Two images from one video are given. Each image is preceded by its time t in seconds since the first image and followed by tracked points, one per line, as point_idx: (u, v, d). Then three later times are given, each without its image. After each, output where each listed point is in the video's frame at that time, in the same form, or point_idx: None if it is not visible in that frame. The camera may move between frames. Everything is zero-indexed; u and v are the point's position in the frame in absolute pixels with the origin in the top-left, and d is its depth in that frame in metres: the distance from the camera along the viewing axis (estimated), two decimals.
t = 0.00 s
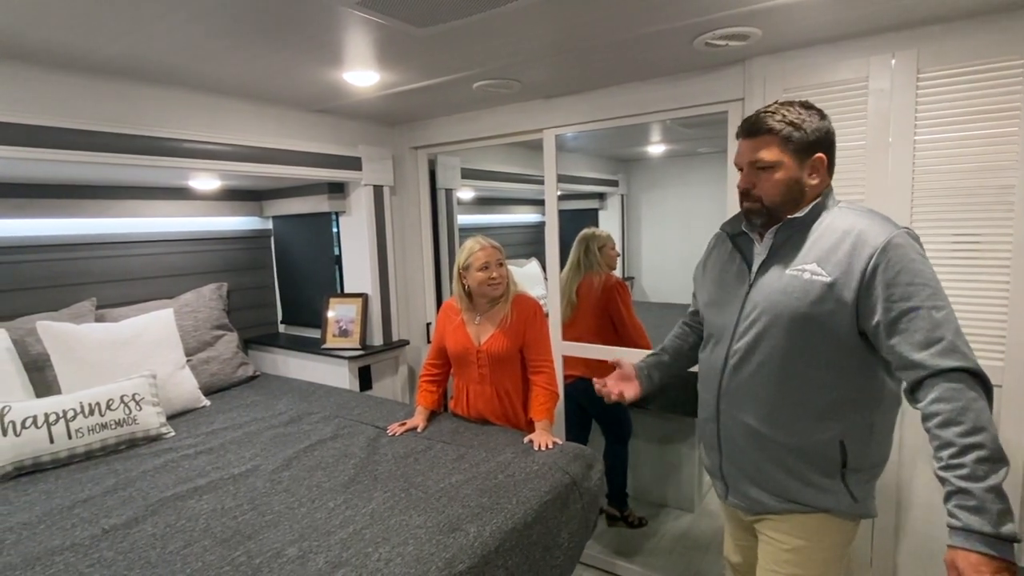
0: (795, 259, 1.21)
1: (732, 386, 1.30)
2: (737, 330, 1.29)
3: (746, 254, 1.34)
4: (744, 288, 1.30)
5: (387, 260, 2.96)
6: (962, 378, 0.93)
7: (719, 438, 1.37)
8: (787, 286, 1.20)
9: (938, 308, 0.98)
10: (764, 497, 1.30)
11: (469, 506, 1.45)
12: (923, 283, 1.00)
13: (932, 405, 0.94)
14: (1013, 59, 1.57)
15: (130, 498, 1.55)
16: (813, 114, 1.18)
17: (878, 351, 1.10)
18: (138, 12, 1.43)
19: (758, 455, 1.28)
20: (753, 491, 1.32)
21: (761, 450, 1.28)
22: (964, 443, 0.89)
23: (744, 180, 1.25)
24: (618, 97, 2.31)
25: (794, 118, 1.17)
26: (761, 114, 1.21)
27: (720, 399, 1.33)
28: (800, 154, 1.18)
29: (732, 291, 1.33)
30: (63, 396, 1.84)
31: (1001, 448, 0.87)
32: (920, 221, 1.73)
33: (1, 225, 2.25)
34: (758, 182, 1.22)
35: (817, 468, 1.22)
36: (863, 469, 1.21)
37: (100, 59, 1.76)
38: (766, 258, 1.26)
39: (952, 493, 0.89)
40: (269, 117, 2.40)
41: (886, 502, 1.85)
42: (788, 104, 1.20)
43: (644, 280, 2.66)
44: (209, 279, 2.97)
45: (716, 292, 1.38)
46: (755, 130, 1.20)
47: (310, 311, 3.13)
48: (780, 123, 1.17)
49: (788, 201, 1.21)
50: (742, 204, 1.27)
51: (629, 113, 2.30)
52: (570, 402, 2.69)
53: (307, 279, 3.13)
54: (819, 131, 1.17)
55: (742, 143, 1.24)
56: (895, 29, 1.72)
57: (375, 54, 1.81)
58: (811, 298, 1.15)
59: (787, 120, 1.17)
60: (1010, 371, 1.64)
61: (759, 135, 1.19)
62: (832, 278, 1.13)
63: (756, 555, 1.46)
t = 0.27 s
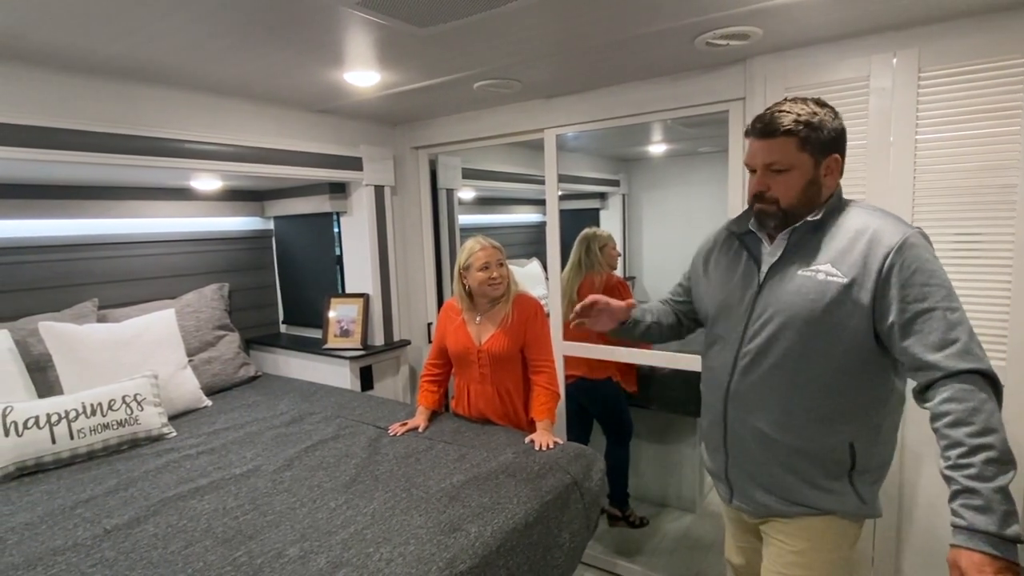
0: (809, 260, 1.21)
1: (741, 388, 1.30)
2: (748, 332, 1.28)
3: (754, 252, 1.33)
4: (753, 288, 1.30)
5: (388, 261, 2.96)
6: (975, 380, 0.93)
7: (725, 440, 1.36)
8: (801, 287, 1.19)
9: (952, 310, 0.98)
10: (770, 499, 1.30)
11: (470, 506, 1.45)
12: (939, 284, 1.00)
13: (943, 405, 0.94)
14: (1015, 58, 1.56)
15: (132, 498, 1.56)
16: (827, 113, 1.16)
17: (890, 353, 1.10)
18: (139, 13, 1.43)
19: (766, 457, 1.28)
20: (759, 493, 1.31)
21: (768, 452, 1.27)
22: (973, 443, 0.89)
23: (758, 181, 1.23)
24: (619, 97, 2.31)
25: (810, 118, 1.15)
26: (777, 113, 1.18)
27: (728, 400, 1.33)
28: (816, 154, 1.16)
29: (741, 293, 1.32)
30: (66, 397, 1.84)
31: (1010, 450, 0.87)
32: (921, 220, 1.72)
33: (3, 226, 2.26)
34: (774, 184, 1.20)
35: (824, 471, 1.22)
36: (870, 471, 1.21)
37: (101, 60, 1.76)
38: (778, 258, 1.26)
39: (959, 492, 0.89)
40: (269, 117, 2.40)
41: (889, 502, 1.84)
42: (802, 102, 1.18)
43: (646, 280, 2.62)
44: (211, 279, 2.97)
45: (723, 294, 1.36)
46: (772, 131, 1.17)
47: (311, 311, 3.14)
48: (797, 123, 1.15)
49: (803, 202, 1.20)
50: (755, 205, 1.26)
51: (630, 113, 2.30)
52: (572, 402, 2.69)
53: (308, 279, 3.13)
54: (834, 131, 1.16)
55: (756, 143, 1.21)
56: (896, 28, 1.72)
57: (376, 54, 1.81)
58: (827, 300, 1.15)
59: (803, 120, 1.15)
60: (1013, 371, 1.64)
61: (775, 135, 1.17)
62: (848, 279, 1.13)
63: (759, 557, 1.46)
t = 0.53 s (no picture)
0: (812, 258, 1.20)
1: (742, 387, 1.29)
2: (750, 330, 1.27)
3: (755, 251, 1.31)
4: (756, 287, 1.28)
5: (389, 260, 2.96)
6: (977, 379, 0.92)
7: (726, 440, 1.36)
8: (804, 286, 1.19)
9: (955, 308, 0.98)
10: (771, 499, 1.30)
11: (471, 506, 1.46)
12: (942, 282, 1.00)
13: (944, 403, 0.94)
14: (1016, 56, 1.56)
15: (133, 498, 1.56)
16: (833, 115, 1.16)
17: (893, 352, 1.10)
18: (140, 14, 1.43)
19: (767, 457, 1.28)
20: (760, 493, 1.31)
21: (770, 452, 1.27)
22: (978, 442, 0.89)
23: (758, 178, 1.24)
24: (619, 97, 2.31)
25: (815, 118, 1.15)
26: (781, 111, 1.18)
27: (729, 400, 1.33)
28: (818, 155, 1.17)
29: (743, 291, 1.31)
30: (67, 397, 1.85)
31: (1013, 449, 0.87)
32: (923, 219, 1.72)
33: (4, 226, 2.26)
34: (772, 181, 1.21)
35: (825, 470, 1.21)
36: (871, 471, 1.22)
37: (102, 61, 1.77)
38: (781, 258, 1.24)
39: (965, 491, 0.88)
40: (270, 117, 2.41)
41: (891, 501, 1.84)
42: (809, 101, 1.18)
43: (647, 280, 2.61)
44: (212, 279, 2.97)
45: (725, 293, 1.35)
46: (775, 129, 1.18)
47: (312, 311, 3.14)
48: (801, 122, 1.15)
49: (801, 202, 1.20)
50: (753, 201, 1.26)
51: (631, 113, 2.30)
52: (573, 401, 2.69)
53: (309, 279, 3.13)
54: (838, 132, 1.16)
55: (759, 140, 1.22)
56: (897, 27, 1.72)
57: (376, 54, 1.81)
58: (830, 298, 1.15)
59: (807, 119, 1.15)
60: (1015, 371, 1.63)
61: (778, 133, 1.17)
62: (852, 276, 1.13)
63: (760, 557, 1.46)
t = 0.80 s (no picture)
0: (810, 258, 1.20)
1: (741, 386, 1.29)
2: (749, 329, 1.28)
3: (755, 250, 1.33)
4: (755, 286, 1.29)
5: (389, 260, 2.96)
6: (982, 382, 0.93)
7: (725, 440, 1.36)
8: (802, 286, 1.18)
9: (959, 310, 0.97)
10: (770, 499, 1.29)
11: (472, 506, 1.45)
12: (945, 284, 1.00)
13: (949, 405, 0.94)
14: (1019, 55, 1.55)
15: (134, 498, 1.56)
16: (840, 110, 1.16)
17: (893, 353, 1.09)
18: (141, 14, 1.43)
19: (766, 457, 1.28)
20: (759, 493, 1.31)
21: (769, 452, 1.27)
22: (982, 443, 0.88)
23: (759, 168, 1.24)
24: (620, 96, 2.31)
25: (820, 112, 1.15)
26: (787, 104, 1.18)
27: (728, 399, 1.33)
28: (821, 150, 1.16)
29: (743, 288, 1.32)
30: (68, 397, 1.85)
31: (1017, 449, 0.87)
32: (925, 218, 1.71)
33: (6, 226, 2.27)
34: (773, 173, 1.21)
35: (825, 470, 1.21)
36: (871, 471, 1.21)
37: (102, 61, 1.77)
38: (778, 256, 1.26)
39: (966, 491, 0.88)
40: (270, 117, 2.41)
41: (892, 501, 1.83)
42: (817, 96, 1.18)
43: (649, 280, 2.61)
44: (213, 279, 2.98)
45: (725, 290, 1.37)
46: (779, 120, 1.18)
47: (313, 311, 3.14)
48: (805, 116, 1.15)
49: (800, 196, 1.20)
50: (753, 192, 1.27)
51: (632, 112, 2.29)
52: (573, 401, 2.68)
53: (310, 279, 3.13)
54: (842, 129, 1.15)
55: (764, 131, 1.22)
56: (899, 25, 1.71)
57: (376, 54, 1.81)
58: (828, 298, 1.14)
59: (812, 113, 1.15)
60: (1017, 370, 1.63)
61: (782, 125, 1.17)
62: (849, 277, 1.12)
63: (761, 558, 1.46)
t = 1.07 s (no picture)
0: (800, 255, 1.20)
1: (735, 384, 1.29)
2: (742, 326, 1.28)
3: (753, 250, 1.33)
4: (749, 284, 1.30)
5: (390, 260, 2.96)
6: (971, 378, 0.92)
7: (722, 437, 1.36)
8: (792, 283, 1.19)
9: (946, 306, 0.97)
10: (767, 497, 1.29)
11: (472, 505, 1.45)
12: (932, 281, 0.99)
13: (939, 403, 0.94)
14: (1019, 54, 1.55)
15: (135, 498, 1.56)
16: (831, 111, 1.17)
17: (885, 350, 1.09)
18: (141, 13, 1.44)
19: (761, 455, 1.28)
20: (756, 491, 1.31)
21: (765, 450, 1.27)
22: (975, 442, 0.88)
23: (754, 169, 1.26)
24: (621, 96, 2.31)
25: (810, 113, 1.16)
26: (779, 106, 1.20)
27: (724, 397, 1.33)
28: (812, 150, 1.17)
29: (739, 286, 1.33)
30: (69, 397, 1.85)
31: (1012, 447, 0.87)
32: (927, 218, 1.71)
33: (7, 226, 2.27)
34: (765, 173, 1.23)
35: (821, 468, 1.21)
36: (867, 470, 1.21)
37: (103, 61, 1.77)
38: (772, 254, 1.26)
39: (965, 491, 0.88)
40: (271, 117, 2.41)
41: (893, 501, 1.83)
42: (808, 98, 1.19)
43: (649, 279, 2.64)
44: (213, 279, 2.98)
45: (723, 289, 1.38)
46: (771, 121, 1.20)
47: (313, 310, 3.14)
48: (796, 116, 1.17)
49: (792, 196, 1.21)
50: (748, 194, 1.28)
51: (632, 112, 2.29)
52: (574, 401, 2.69)
53: (311, 279, 3.13)
54: (834, 128, 1.16)
55: (757, 133, 1.24)
56: (899, 25, 1.71)
57: (377, 54, 1.81)
58: (817, 295, 1.14)
59: (803, 114, 1.17)
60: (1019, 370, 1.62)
61: (773, 125, 1.19)
62: (837, 274, 1.12)
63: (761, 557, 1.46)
